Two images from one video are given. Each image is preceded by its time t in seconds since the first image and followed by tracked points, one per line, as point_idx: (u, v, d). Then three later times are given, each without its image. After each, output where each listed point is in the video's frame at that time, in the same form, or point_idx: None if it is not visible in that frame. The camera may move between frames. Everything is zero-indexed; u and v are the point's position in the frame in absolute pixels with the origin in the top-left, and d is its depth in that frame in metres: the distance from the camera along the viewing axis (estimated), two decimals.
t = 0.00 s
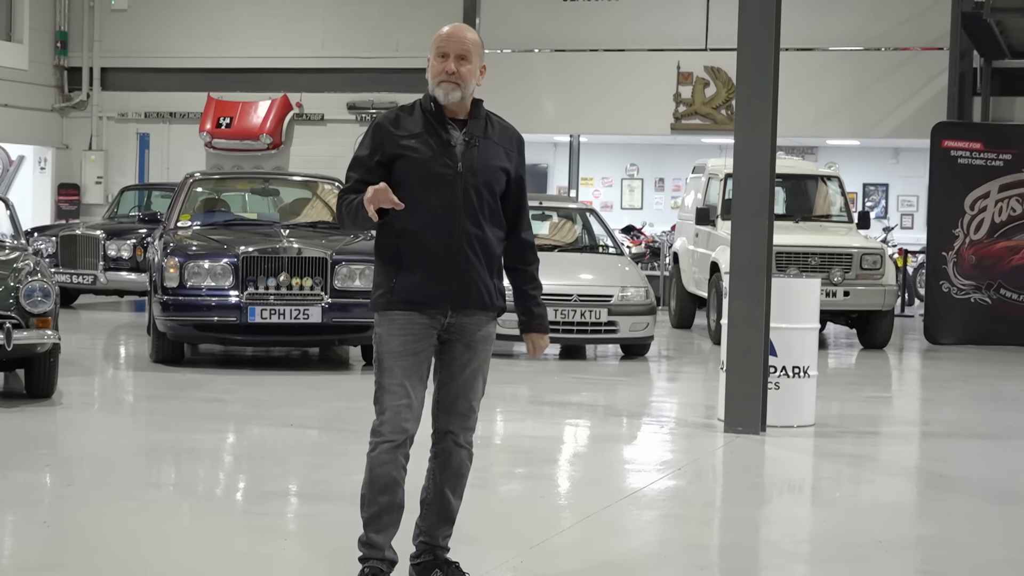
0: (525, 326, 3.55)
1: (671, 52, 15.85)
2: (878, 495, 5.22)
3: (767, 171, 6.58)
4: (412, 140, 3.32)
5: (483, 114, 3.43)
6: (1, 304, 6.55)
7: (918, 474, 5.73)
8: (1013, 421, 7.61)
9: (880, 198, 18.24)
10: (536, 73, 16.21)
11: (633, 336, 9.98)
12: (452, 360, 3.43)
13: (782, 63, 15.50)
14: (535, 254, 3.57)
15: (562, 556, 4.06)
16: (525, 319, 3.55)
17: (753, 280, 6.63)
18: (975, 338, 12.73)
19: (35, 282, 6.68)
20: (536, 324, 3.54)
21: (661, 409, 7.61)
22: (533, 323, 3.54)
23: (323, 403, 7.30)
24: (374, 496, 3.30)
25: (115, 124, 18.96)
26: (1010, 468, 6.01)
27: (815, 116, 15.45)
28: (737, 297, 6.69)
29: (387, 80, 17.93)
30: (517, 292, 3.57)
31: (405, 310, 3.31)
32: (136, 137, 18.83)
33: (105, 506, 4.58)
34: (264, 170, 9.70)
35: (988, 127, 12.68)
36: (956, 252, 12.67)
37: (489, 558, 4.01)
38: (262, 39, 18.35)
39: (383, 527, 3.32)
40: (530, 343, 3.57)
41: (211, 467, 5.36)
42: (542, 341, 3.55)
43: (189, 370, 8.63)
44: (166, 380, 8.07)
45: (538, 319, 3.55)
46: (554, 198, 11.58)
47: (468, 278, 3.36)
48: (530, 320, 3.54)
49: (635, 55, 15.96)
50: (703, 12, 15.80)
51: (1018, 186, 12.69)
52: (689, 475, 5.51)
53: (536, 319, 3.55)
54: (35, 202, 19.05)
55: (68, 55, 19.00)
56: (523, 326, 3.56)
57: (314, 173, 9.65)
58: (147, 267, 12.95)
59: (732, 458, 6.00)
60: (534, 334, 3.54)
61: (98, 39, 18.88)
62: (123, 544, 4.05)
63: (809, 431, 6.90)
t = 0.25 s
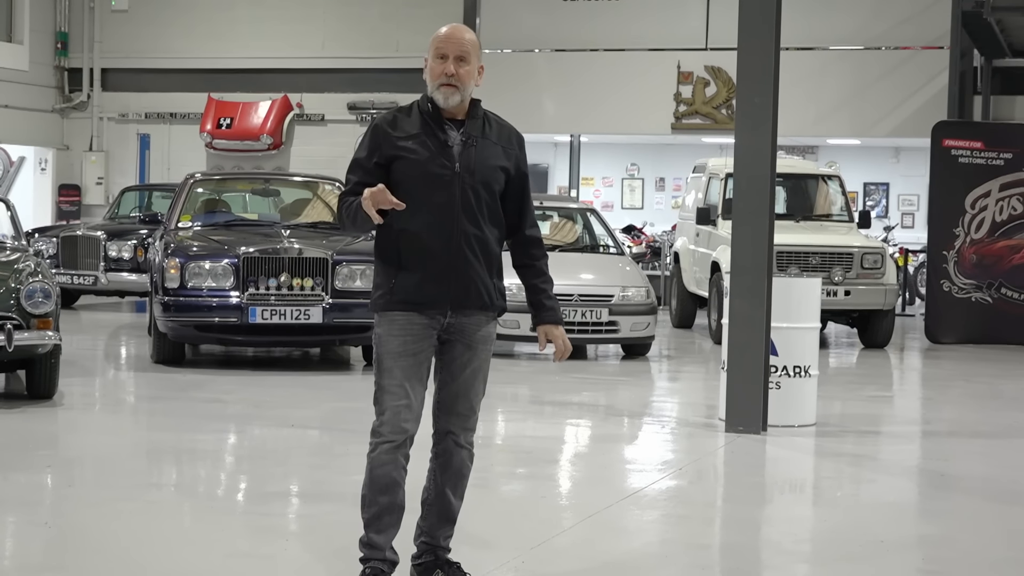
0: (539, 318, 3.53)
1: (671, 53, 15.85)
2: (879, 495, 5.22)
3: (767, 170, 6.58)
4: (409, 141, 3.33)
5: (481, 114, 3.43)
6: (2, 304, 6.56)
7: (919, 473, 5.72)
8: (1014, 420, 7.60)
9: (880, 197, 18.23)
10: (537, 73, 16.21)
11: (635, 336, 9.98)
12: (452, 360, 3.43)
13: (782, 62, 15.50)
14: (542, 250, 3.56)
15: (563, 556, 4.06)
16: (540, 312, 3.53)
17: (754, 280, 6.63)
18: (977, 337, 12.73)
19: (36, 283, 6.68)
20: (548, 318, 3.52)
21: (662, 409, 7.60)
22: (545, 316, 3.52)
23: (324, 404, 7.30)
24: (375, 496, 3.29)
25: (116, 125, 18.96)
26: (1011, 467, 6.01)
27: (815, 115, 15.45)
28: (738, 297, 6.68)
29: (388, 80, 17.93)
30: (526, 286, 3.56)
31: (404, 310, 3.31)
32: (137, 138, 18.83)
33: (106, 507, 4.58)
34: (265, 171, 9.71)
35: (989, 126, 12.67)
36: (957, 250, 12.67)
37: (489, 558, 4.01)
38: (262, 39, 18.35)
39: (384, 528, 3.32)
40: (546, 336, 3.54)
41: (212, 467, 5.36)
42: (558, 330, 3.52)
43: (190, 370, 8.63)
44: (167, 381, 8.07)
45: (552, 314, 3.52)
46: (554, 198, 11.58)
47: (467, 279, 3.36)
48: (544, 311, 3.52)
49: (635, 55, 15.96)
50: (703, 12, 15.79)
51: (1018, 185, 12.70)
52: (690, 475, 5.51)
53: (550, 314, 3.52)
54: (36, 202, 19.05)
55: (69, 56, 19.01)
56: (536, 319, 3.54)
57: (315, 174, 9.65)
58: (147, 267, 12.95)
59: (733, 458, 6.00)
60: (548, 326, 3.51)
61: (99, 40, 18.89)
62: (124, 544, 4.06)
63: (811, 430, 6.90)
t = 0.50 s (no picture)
0: (525, 321, 3.53)
1: (672, 53, 15.85)
2: (879, 495, 5.22)
3: (767, 170, 6.58)
4: (409, 142, 3.33)
5: (481, 115, 3.42)
6: (3, 305, 6.56)
7: (919, 474, 5.72)
8: (1014, 420, 7.60)
9: (881, 197, 18.20)
10: (536, 73, 16.21)
11: (635, 337, 9.98)
12: (452, 362, 3.43)
13: (783, 63, 15.50)
14: (536, 252, 3.55)
15: (563, 556, 4.06)
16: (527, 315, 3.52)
17: (755, 280, 6.63)
18: (977, 337, 12.72)
19: (36, 284, 6.69)
20: (536, 318, 3.52)
21: (662, 410, 7.60)
22: (532, 319, 3.52)
23: (325, 405, 7.30)
24: (375, 497, 3.29)
25: (116, 126, 18.97)
26: (1012, 467, 6.01)
27: (815, 115, 15.45)
28: (738, 297, 6.67)
29: (388, 81, 17.93)
30: (518, 288, 3.55)
31: (404, 312, 3.31)
32: (138, 138, 18.84)
33: (107, 508, 4.58)
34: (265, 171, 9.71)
35: (989, 126, 12.67)
36: (957, 251, 12.67)
37: (489, 559, 4.00)
38: (262, 40, 18.35)
39: (384, 529, 3.32)
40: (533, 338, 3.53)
41: (213, 468, 5.36)
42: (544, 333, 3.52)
43: (191, 371, 8.63)
44: (167, 382, 8.06)
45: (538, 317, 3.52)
46: (554, 198, 11.58)
47: (467, 281, 3.35)
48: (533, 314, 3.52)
49: (635, 55, 15.96)
50: (703, 12, 15.80)
51: (1019, 185, 12.70)
52: (690, 476, 5.51)
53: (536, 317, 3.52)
54: (37, 203, 18.99)
55: (69, 57, 19.00)
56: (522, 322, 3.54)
57: (315, 174, 9.65)
58: (147, 268, 12.94)
59: (734, 458, 6.00)
60: (534, 330, 3.51)
61: (99, 41, 18.88)
62: (125, 546, 4.06)
63: (811, 430, 6.90)
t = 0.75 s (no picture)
0: (519, 323, 3.54)
1: (672, 54, 15.85)
2: (880, 497, 5.22)
3: (767, 172, 6.57)
4: (412, 144, 3.33)
5: (483, 117, 3.42)
6: (2, 307, 6.56)
7: (920, 475, 5.72)
8: (1014, 421, 7.60)
9: (881, 199, 18.19)
10: (536, 75, 16.21)
11: (635, 338, 9.98)
12: (453, 363, 3.42)
13: (783, 63, 15.51)
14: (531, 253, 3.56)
15: (563, 558, 4.06)
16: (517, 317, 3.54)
17: (755, 281, 6.63)
18: (978, 338, 12.71)
19: (36, 286, 6.68)
20: (529, 321, 3.53)
21: (662, 411, 7.60)
22: (524, 321, 3.53)
23: (325, 406, 7.29)
24: (375, 500, 3.29)
25: (116, 128, 18.97)
26: (1012, 468, 6.00)
27: (815, 116, 15.44)
28: (738, 299, 6.67)
29: (388, 82, 17.94)
30: (513, 289, 3.55)
31: (405, 314, 3.31)
32: (138, 140, 18.84)
33: (107, 510, 4.58)
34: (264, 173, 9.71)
35: (989, 127, 12.66)
36: (957, 252, 12.67)
37: (489, 561, 4.00)
38: (262, 42, 18.34)
39: (385, 531, 3.32)
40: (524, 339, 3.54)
41: (213, 470, 5.35)
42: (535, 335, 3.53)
43: (191, 373, 8.63)
44: (168, 384, 8.06)
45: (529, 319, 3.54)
46: (554, 200, 11.57)
47: (469, 283, 3.35)
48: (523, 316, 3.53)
49: (635, 56, 15.97)
50: (703, 13, 15.81)
51: (1019, 186, 12.70)
52: (690, 477, 5.51)
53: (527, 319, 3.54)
54: (36, 206, 19.06)
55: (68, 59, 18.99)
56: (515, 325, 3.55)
57: (315, 176, 9.65)
58: (147, 270, 12.95)
59: (734, 460, 5.99)
60: (528, 332, 3.53)
61: (98, 42, 18.88)
62: (125, 547, 4.05)
63: (811, 432, 6.89)
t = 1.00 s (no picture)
0: (521, 320, 3.52)
1: (671, 57, 15.87)
2: (880, 500, 5.22)
3: (767, 174, 6.57)
4: (418, 148, 3.32)
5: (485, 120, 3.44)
6: (2, 311, 6.55)
7: (919, 478, 5.72)
8: (1014, 424, 7.60)
9: (881, 201, 18.20)
10: (536, 78, 16.21)
11: (635, 341, 9.98)
12: (456, 366, 3.42)
13: (782, 66, 15.53)
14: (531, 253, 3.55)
15: (563, 561, 4.06)
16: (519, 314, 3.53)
17: (754, 284, 6.63)
18: (977, 341, 12.71)
19: (36, 290, 6.68)
20: (531, 319, 3.51)
21: (662, 415, 7.60)
22: (529, 318, 3.51)
23: (324, 409, 7.29)
24: (375, 504, 3.29)
25: (116, 131, 18.98)
26: (1013, 471, 6.01)
27: (815, 118, 15.45)
28: (737, 302, 6.68)
29: (388, 86, 17.94)
30: (513, 288, 3.56)
31: (411, 319, 3.30)
32: (137, 144, 18.85)
33: (107, 514, 4.57)
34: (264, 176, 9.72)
35: (988, 130, 12.68)
36: (957, 255, 12.67)
37: (489, 564, 4.00)
38: (262, 45, 18.35)
39: (384, 535, 3.32)
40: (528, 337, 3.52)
41: (212, 473, 5.35)
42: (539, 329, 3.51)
43: (190, 377, 8.63)
44: (167, 387, 8.06)
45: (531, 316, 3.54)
46: (554, 203, 11.58)
47: (474, 288, 3.35)
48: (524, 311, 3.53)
49: (636, 59, 15.98)
50: (703, 16, 15.83)
51: (1018, 189, 12.71)
52: (690, 480, 5.51)
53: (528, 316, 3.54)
54: (36, 209, 19.05)
55: (68, 62, 18.99)
56: (517, 322, 3.54)
57: (315, 179, 9.65)
58: (147, 273, 12.95)
59: (734, 463, 5.99)
60: (531, 329, 3.50)
61: (98, 45, 18.90)
62: (125, 551, 4.05)
63: (812, 435, 6.89)
